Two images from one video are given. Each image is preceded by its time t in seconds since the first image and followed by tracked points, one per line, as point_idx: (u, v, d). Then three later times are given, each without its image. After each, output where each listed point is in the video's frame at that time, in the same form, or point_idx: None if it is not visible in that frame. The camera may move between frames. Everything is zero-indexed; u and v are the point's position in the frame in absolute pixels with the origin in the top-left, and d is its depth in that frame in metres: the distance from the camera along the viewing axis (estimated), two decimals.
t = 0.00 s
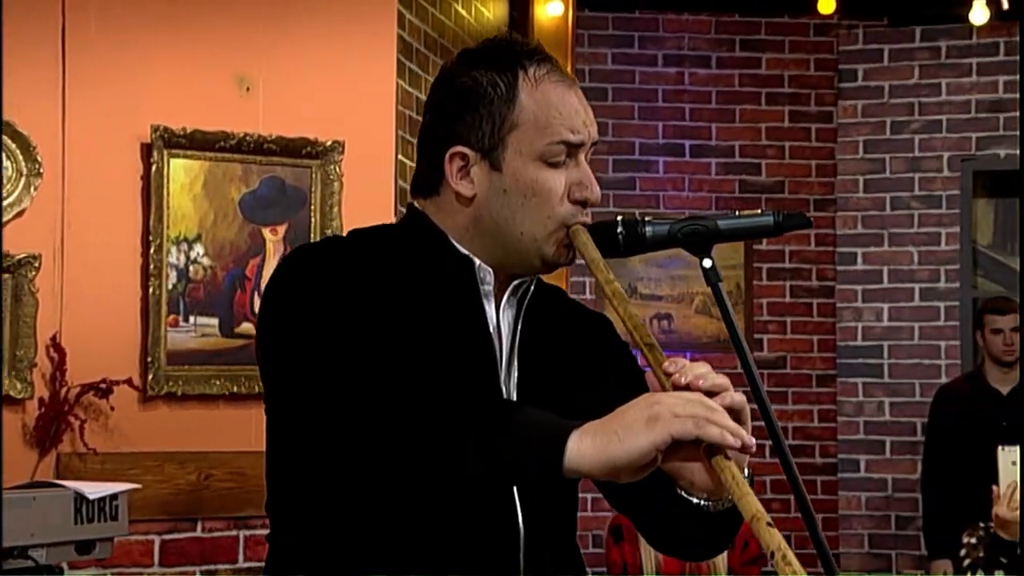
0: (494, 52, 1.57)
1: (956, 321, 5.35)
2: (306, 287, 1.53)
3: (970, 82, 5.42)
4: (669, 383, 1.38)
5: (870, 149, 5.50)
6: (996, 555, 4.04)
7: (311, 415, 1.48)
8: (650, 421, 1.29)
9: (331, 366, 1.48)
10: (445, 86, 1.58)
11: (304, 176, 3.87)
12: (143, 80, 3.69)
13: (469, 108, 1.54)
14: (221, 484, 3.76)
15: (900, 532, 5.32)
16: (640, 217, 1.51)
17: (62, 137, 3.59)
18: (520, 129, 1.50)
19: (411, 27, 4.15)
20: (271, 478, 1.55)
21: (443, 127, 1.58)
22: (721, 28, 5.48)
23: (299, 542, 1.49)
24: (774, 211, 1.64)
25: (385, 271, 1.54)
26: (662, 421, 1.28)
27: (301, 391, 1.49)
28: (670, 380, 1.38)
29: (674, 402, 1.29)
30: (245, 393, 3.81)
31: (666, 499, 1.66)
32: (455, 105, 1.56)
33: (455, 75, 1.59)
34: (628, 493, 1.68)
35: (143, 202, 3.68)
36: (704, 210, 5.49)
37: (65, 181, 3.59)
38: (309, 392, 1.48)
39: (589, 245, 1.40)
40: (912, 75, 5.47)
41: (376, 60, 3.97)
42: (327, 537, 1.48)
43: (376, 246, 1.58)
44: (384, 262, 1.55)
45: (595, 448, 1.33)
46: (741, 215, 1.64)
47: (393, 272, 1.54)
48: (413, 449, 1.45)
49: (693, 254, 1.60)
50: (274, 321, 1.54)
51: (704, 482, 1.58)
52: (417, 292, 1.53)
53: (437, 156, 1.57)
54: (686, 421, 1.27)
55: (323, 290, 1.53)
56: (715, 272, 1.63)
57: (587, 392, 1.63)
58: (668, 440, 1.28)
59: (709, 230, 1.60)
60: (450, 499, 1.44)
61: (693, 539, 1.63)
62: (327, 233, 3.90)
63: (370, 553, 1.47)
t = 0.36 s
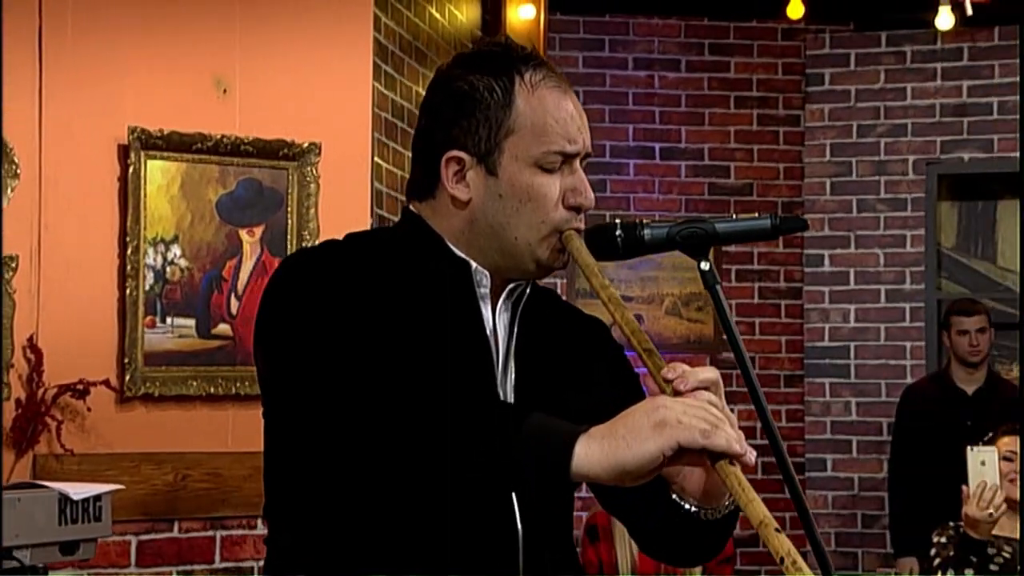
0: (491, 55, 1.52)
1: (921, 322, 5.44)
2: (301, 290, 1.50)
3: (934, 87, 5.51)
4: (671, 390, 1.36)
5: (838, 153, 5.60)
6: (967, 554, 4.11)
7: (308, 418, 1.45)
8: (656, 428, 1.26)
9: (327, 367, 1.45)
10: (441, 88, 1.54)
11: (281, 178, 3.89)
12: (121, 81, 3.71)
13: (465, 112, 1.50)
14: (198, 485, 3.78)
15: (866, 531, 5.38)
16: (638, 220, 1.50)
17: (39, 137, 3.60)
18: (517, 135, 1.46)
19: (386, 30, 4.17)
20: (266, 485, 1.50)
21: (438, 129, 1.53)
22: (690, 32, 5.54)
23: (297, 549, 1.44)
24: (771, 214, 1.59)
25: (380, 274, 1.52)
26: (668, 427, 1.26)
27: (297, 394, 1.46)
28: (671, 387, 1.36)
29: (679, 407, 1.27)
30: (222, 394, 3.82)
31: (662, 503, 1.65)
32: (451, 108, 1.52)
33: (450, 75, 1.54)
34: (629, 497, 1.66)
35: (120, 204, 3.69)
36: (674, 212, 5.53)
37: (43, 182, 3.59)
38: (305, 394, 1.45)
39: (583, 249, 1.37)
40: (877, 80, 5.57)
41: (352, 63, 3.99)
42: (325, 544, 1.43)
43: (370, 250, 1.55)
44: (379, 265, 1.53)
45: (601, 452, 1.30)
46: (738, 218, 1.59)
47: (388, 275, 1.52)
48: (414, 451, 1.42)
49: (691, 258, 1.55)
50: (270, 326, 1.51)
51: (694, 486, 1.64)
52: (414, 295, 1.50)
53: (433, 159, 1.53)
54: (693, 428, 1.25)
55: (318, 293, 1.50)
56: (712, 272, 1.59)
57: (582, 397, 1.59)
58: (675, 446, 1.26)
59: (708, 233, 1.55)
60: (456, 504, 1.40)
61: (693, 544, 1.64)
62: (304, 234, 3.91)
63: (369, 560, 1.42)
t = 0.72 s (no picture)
0: (487, 58, 1.54)
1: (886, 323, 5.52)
2: (301, 291, 1.49)
3: (899, 91, 5.59)
4: (668, 400, 1.40)
5: (803, 155, 5.67)
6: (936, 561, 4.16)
7: (310, 417, 1.44)
8: (658, 432, 1.29)
9: (331, 367, 1.45)
10: (437, 90, 1.56)
11: (255, 180, 3.90)
12: (95, 82, 3.71)
13: (462, 114, 1.51)
14: (172, 486, 3.79)
15: (832, 529, 5.44)
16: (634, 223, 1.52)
17: (14, 137, 3.60)
18: (513, 138, 1.47)
19: (360, 32, 4.20)
20: (259, 484, 1.48)
21: (434, 130, 1.55)
22: (659, 36, 5.58)
23: (292, 549, 1.44)
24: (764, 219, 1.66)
25: (378, 275, 1.51)
26: (668, 430, 1.28)
27: (299, 393, 1.45)
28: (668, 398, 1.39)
29: (678, 411, 1.30)
30: (198, 395, 3.83)
31: (663, 508, 1.68)
32: (447, 110, 1.53)
33: (446, 78, 1.56)
34: (630, 503, 1.70)
35: (95, 204, 3.70)
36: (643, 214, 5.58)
37: (17, 182, 3.59)
38: (307, 393, 1.45)
39: (578, 251, 1.39)
40: (843, 84, 5.64)
41: (327, 64, 4.00)
42: (324, 544, 1.43)
43: (366, 248, 1.54)
44: (376, 265, 1.52)
45: (603, 460, 1.32)
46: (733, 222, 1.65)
47: (386, 275, 1.51)
48: (418, 452, 1.42)
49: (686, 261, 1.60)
50: (266, 324, 1.50)
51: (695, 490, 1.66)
52: (409, 296, 1.50)
53: (428, 159, 1.54)
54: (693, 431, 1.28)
55: (318, 293, 1.49)
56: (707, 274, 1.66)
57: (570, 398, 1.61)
58: (675, 450, 1.28)
59: (703, 236, 1.61)
60: (453, 504, 1.43)
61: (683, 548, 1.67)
62: (279, 236, 3.92)
63: (368, 559, 1.43)
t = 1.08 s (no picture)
0: (484, 61, 1.56)
1: (850, 324, 5.60)
2: (301, 292, 1.51)
3: (862, 95, 5.67)
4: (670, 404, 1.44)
5: (769, 158, 5.72)
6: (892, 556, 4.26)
7: (311, 412, 1.46)
8: (661, 442, 1.34)
9: (334, 365, 1.46)
10: (433, 92, 1.58)
11: (227, 181, 3.90)
12: (67, 83, 3.70)
13: (459, 116, 1.54)
14: (143, 487, 3.79)
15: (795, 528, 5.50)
16: (627, 226, 1.56)
17: None
18: (511, 141, 1.50)
19: (331, 34, 4.21)
20: (255, 475, 1.51)
21: (429, 131, 1.57)
22: (625, 39, 5.63)
23: (286, 541, 1.46)
24: (756, 222, 1.75)
25: (379, 276, 1.52)
26: (671, 440, 1.34)
27: (301, 388, 1.47)
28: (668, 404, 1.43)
29: (678, 421, 1.35)
30: (169, 397, 3.83)
31: (664, 514, 1.64)
32: (443, 112, 1.56)
33: (443, 79, 1.58)
34: (626, 517, 1.67)
35: (67, 206, 3.69)
36: (610, 216, 5.62)
37: None
38: (309, 389, 1.46)
39: (572, 255, 1.41)
40: (806, 88, 5.71)
41: (298, 65, 4.01)
42: (317, 538, 1.45)
43: (368, 247, 1.56)
44: (378, 266, 1.53)
45: (608, 469, 1.37)
46: (726, 225, 1.73)
47: (387, 277, 1.52)
48: (419, 451, 1.43)
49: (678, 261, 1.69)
50: (268, 320, 1.52)
51: (698, 497, 1.62)
52: (406, 299, 1.51)
53: (424, 161, 1.56)
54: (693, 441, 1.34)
55: (321, 292, 1.50)
56: (700, 278, 1.75)
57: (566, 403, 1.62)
58: (677, 459, 1.34)
59: (694, 238, 1.69)
60: (452, 505, 1.44)
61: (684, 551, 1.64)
62: (251, 237, 3.92)
63: (362, 556, 1.44)
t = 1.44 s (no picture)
0: (485, 63, 1.58)
1: (817, 325, 5.66)
2: (304, 294, 1.53)
3: (829, 99, 5.75)
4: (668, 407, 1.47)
5: (737, 161, 5.79)
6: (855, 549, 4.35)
7: (310, 416, 1.47)
8: (661, 449, 1.36)
9: (335, 370, 1.48)
10: (435, 95, 1.60)
11: (202, 183, 3.90)
12: (43, 83, 3.70)
13: (459, 120, 1.56)
14: (119, 489, 3.78)
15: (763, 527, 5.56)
16: (623, 230, 1.58)
17: None
18: (510, 145, 1.52)
19: (307, 36, 4.23)
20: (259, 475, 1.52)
21: (430, 134, 1.59)
22: (595, 43, 5.68)
23: (286, 542, 1.47)
24: (749, 225, 1.75)
25: (383, 281, 1.56)
26: (671, 447, 1.36)
27: (299, 392, 1.49)
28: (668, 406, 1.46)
29: (677, 427, 1.38)
30: (144, 398, 3.82)
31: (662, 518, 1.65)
32: (444, 115, 1.58)
33: (444, 82, 1.60)
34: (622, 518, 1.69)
35: (42, 208, 3.66)
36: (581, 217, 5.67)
37: None
38: (308, 393, 1.48)
39: (573, 260, 1.44)
40: (774, 91, 5.78)
41: (274, 68, 4.03)
42: (316, 539, 1.46)
43: (371, 252, 1.60)
44: (381, 270, 1.57)
45: (610, 478, 1.39)
46: (718, 229, 1.74)
47: (391, 282, 1.56)
48: (418, 457, 1.45)
49: (673, 265, 1.69)
50: (267, 324, 1.54)
51: (698, 500, 1.62)
52: (408, 301, 1.55)
53: (423, 164, 1.59)
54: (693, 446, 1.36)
55: (322, 296, 1.53)
56: (696, 280, 1.74)
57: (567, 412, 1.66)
58: (677, 465, 1.36)
59: (689, 242, 1.69)
60: (451, 512, 1.45)
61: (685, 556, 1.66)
62: (227, 238, 3.93)
63: (361, 557, 1.45)
